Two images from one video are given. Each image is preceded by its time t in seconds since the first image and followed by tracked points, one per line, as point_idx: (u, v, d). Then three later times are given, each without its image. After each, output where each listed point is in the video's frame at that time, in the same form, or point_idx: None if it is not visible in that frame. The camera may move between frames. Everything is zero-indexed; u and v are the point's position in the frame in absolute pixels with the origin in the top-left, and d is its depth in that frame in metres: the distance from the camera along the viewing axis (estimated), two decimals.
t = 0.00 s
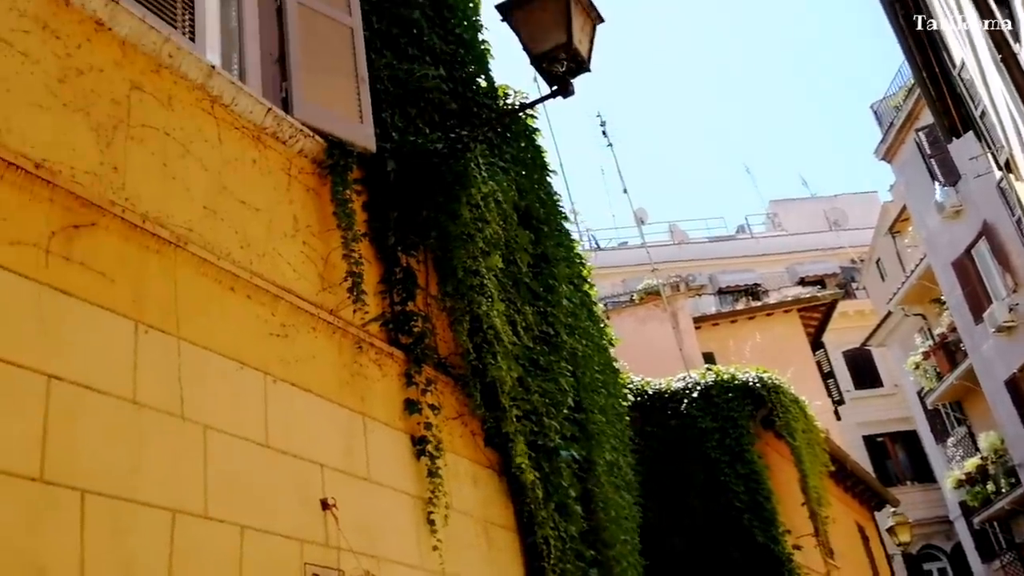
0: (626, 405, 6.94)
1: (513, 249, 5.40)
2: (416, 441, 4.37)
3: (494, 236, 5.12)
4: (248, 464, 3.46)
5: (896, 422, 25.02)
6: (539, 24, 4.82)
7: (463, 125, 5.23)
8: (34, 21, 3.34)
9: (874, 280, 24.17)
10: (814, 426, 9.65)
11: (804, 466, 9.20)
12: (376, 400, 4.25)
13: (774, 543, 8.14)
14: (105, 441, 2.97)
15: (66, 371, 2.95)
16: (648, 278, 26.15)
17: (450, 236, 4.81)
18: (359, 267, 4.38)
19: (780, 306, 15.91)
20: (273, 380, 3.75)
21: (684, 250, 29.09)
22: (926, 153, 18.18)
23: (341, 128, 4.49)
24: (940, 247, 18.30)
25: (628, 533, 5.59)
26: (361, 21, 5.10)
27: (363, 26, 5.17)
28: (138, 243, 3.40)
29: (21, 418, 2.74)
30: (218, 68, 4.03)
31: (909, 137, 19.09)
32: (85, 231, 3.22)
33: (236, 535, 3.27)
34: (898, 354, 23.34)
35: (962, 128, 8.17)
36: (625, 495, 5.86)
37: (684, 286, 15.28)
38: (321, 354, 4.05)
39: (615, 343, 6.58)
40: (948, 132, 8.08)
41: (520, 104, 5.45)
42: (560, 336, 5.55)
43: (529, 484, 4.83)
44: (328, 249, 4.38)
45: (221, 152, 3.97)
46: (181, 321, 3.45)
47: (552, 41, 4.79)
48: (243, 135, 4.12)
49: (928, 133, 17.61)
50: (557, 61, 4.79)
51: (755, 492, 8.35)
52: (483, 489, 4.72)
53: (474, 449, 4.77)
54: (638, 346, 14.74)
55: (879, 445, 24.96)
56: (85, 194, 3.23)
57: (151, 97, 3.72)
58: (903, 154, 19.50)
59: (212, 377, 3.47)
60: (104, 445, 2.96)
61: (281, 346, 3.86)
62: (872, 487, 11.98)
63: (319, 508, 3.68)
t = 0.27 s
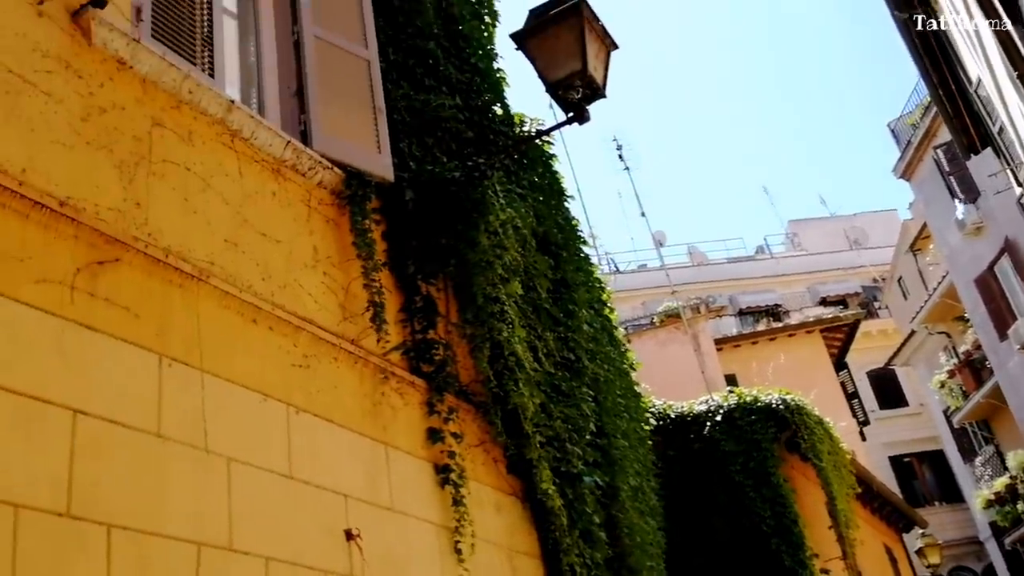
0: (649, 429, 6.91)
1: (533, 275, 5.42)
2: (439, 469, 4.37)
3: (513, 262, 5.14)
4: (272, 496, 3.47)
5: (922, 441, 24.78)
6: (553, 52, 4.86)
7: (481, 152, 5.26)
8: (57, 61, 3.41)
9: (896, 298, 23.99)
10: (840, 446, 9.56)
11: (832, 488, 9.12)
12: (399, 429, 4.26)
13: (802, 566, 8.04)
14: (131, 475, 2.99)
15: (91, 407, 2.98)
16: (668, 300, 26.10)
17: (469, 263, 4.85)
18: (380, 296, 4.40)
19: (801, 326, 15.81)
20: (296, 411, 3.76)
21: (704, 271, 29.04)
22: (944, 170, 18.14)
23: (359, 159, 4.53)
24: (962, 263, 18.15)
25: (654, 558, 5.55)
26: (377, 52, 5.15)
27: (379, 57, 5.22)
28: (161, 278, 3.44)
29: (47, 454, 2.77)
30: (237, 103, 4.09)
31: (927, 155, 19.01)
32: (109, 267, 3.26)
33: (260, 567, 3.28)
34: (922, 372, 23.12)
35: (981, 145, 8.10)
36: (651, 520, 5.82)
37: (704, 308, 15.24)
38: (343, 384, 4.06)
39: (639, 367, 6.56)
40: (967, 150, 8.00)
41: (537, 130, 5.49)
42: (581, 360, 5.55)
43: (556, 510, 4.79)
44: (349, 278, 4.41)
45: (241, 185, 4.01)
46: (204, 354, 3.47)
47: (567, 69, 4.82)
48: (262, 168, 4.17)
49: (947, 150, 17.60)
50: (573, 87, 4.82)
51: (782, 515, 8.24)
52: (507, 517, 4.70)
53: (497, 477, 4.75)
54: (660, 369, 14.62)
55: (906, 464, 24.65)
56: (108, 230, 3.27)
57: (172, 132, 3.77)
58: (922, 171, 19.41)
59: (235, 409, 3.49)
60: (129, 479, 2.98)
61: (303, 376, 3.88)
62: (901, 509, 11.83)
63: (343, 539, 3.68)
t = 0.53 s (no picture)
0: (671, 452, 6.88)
1: (552, 298, 5.43)
2: (461, 495, 4.36)
3: (532, 287, 5.17)
4: (295, 524, 3.47)
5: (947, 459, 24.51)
6: (568, 78, 4.89)
7: (499, 178, 5.29)
8: (80, 97, 3.47)
9: (918, 316, 23.80)
10: (865, 466, 9.46)
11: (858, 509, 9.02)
12: (421, 456, 4.25)
13: None
14: (155, 506, 3.00)
15: (116, 438, 3.00)
16: (688, 321, 26.01)
17: (488, 289, 4.88)
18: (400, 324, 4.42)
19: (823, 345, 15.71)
20: (318, 439, 3.77)
21: (723, 292, 28.95)
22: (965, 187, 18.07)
23: (378, 187, 4.56)
24: (984, 280, 17.98)
25: None
26: (394, 80, 5.19)
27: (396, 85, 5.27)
28: (183, 309, 3.47)
29: (73, 485, 2.80)
30: (257, 135, 4.14)
31: (946, 172, 18.91)
32: (131, 299, 3.29)
33: None
34: (947, 390, 22.88)
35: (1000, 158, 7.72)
36: (675, 545, 5.78)
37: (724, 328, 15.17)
38: (364, 411, 4.07)
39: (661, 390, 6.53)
40: (986, 165, 7.61)
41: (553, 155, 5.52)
42: (602, 385, 5.54)
43: (578, 535, 4.77)
44: (368, 306, 4.43)
45: (261, 215, 4.05)
46: (226, 384, 3.49)
47: (582, 93, 4.85)
48: (282, 198, 4.20)
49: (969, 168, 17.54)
50: (588, 112, 4.84)
51: (807, 538, 8.17)
52: (530, 542, 4.66)
53: (520, 503, 4.73)
54: (680, 392, 14.54)
55: (933, 484, 24.38)
56: (131, 262, 3.31)
57: (193, 165, 3.82)
58: (941, 188, 19.31)
59: (257, 438, 3.50)
60: (154, 509, 3.00)
61: (325, 404, 3.89)
62: (929, 529, 11.68)
63: (366, 567, 3.67)
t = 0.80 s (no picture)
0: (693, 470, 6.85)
1: (572, 317, 5.43)
2: (483, 516, 4.35)
3: (551, 306, 5.14)
4: (317, 547, 3.48)
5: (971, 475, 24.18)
6: (584, 98, 4.91)
7: (516, 198, 5.30)
8: (103, 125, 3.52)
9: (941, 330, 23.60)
10: (890, 483, 9.37)
11: (883, 526, 8.94)
12: (442, 477, 4.25)
13: None
14: (179, 530, 3.02)
15: (140, 463, 3.02)
16: (708, 338, 25.90)
17: (507, 308, 4.90)
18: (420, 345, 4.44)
19: (846, 362, 15.57)
20: (339, 462, 3.78)
21: (742, 308, 28.84)
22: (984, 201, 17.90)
23: (396, 209, 4.58)
24: (1007, 294, 17.82)
25: None
26: (411, 103, 5.23)
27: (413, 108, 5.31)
28: (205, 333, 3.49)
29: (97, 510, 2.81)
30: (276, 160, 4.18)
31: (965, 186, 18.79)
32: (154, 323, 3.32)
33: None
34: (972, 405, 22.65)
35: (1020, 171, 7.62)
36: (699, 564, 5.74)
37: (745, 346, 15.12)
38: (385, 433, 4.08)
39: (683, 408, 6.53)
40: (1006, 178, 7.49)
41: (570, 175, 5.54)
42: (622, 404, 5.53)
43: (600, 555, 4.75)
44: (388, 328, 4.44)
45: (282, 239, 4.08)
46: (248, 407, 3.51)
47: (599, 113, 4.86)
48: (302, 221, 4.23)
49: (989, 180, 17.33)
50: (605, 132, 4.86)
51: (831, 556, 8.10)
52: (552, 563, 4.63)
53: (542, 523, 4.71)
54: (700, 410, 14.51)
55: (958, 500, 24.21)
56: (154, 287, 3.35)
57: (214, 190, 3.86)
58: (961, 202, 19.19)
59: (279, 461, 3.52)
60: (178, 533, 3.01)
61: (346, 427, 3.90)
62: (956, 547, 11.55)
63: None
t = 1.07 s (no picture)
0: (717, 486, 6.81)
1: (594, 333, 5.43)
2: (506, 533, 4.34)
3: (573, 321, 5.18)
4: (342, 563, 3.48)
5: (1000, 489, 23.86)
6: (604, 114, 4.92)
7: (537, 213, 5.26)
8: (129, 145, 3.56)
9: (966, 343, 23.36)
10: (917, 498, 9.27)
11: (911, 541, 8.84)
12: (465, 493, 4.25)
13: None
14: (204, 546, 3.03)
15: (166, 479, 3.04)
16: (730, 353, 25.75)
17: (529, 325, 4.95)
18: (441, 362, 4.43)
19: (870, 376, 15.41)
20: (363, 478, 3.79)
21: (764, 322, 28.69)
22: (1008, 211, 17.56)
23: (418, 226, 4.61)
24: None
25: None
26: (433, 120, 5.26)
27: (435, 125, 5.34)
28: (230, 350, 3.52)
29: (125, 527, 2.83)
30: (299, 178, 4.22)
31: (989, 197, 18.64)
32: (180, 341, 3.35)
33: None
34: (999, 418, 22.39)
35: None
36: None
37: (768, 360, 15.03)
38: (408, 450, 4.08)
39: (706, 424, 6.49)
40: None
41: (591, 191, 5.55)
42: (645, 419, 5.52)
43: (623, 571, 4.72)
44: (411, 344, 4.45)
45: (305, 257, 4.10)
46: (272, 424, 3.53)
47: (619, 128, 4.88)
48: (325, 239, 4.26)
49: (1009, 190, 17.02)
50: (625, 146, 4.85)
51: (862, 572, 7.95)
52: None
53: (565, 539, 4.68)
54: (723, 426, 14.43)
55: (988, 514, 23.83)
56: (179, 305, 3.38)
57: (238, 209, 3.89)
58: (985, 214, 19.03)
59: (303, 477, 3.53)
60: (204, 550, 3.03)
61: (369, 443, 3.91)
62: (985, 563, 11.40)
63: None
